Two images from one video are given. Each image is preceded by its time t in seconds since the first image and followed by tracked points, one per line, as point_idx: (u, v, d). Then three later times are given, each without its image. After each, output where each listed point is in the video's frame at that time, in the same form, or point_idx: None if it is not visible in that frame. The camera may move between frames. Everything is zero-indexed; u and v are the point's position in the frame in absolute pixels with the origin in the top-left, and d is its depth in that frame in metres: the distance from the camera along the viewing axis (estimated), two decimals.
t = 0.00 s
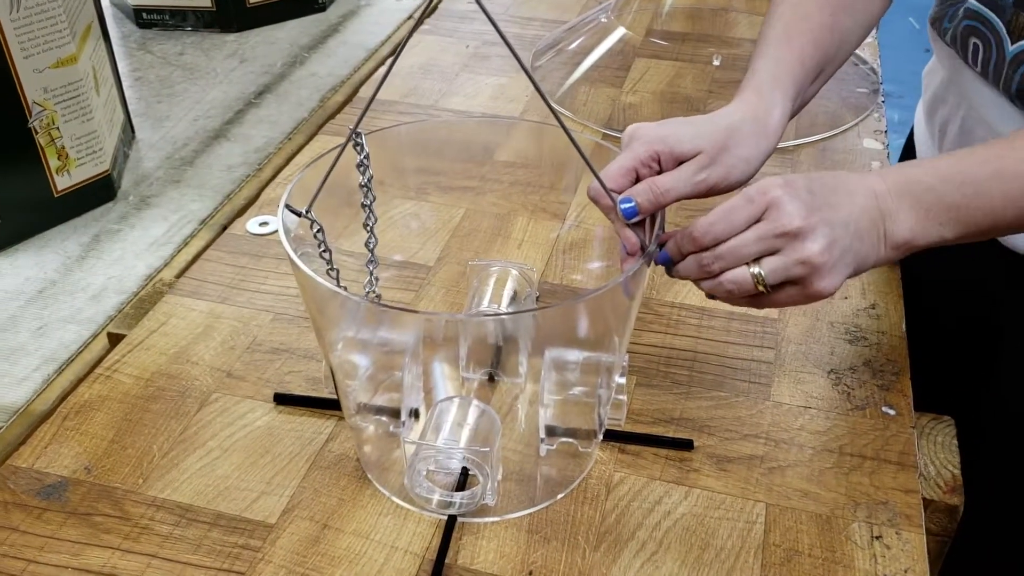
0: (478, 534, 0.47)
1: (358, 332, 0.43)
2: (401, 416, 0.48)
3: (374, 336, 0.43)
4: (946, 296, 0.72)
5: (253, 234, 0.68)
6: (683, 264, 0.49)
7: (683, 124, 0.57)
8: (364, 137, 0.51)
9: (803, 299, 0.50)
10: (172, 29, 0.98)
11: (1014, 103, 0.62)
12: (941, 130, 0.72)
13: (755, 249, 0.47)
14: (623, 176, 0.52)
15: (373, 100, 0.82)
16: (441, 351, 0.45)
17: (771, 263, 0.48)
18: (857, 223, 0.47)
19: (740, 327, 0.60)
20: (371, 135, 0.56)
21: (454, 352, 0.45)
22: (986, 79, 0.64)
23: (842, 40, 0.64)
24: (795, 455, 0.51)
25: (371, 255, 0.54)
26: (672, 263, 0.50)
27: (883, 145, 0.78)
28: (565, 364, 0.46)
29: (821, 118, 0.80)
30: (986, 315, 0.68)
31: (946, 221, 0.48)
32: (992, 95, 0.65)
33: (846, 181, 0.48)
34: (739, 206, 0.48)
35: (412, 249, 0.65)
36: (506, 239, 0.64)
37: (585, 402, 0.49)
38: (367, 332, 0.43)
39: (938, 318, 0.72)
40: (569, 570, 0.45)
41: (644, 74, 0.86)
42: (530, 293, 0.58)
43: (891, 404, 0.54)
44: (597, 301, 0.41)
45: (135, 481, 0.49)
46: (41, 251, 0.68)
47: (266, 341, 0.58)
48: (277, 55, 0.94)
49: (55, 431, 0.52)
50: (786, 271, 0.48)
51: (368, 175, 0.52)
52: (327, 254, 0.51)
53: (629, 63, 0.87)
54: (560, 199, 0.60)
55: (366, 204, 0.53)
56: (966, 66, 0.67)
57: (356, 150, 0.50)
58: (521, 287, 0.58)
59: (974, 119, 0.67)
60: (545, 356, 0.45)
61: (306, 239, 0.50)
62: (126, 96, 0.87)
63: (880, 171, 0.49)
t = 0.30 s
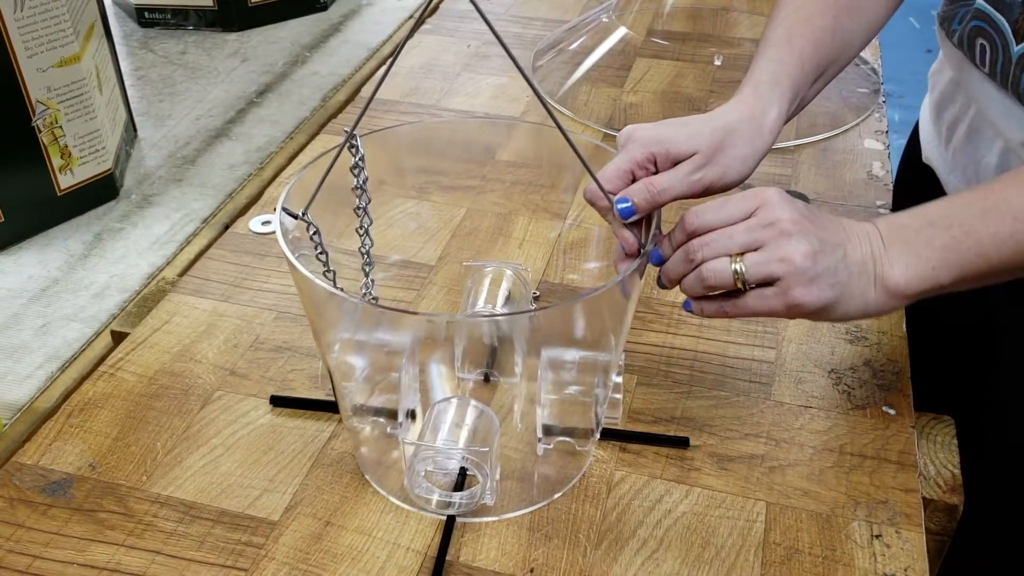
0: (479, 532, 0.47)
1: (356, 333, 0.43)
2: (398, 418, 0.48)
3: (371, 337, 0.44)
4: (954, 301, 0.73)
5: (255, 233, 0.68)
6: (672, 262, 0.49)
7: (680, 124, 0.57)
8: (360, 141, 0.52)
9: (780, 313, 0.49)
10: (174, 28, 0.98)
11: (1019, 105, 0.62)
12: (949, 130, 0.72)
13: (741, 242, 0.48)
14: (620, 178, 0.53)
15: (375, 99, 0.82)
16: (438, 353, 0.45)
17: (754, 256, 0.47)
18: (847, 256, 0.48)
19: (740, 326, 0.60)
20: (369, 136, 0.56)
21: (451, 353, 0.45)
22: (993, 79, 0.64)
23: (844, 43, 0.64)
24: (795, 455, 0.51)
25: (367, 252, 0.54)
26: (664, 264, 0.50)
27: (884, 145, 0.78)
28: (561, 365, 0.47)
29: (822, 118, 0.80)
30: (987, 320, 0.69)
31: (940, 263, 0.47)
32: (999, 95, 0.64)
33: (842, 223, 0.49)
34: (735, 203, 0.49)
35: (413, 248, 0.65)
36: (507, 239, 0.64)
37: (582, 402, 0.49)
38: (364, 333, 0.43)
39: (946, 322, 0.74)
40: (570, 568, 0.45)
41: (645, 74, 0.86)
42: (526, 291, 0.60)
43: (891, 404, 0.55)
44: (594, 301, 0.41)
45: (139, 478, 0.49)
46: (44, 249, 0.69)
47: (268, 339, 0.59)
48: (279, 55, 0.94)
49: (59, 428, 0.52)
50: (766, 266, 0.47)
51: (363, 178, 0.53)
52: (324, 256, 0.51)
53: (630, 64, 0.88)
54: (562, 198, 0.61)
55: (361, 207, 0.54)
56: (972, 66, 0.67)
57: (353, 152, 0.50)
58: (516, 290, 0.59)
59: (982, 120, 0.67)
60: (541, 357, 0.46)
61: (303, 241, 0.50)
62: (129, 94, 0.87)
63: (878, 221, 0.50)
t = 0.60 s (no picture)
0: (479, 534, 0.46)
1: (353, 333, 0.43)
2: (397, 418, 0.48)
3: (369, 337, 0.43)
4: (958, 295, 0.72)
5: (253, 232, 0.68)
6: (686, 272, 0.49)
7: (685, 121, 0.57)
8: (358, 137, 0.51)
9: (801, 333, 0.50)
10: (172, 26, 0.97)
11: None
12: (960, 130, 0.71)
13: (758, 286, 0.47)
14: (623, 175, 0.53)
15: (374, 97, 0.82)
16: (437, 352, 0.45)
17: (773, 301, 0.48)
18: (869, 258, 0.46)
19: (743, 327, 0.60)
20: (366, 133, 0.55)
21: (450, 353, 0.45)
22: (1007, 82, 0.63)
23: (853, 45, 0.62)
24: (799, 455, 0.51)
25: (366, 254, 0.54)
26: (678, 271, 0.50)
27: (886, 144, 0.77)
28: (562, 365, 0.46)
29: (824, 117, 0.80)
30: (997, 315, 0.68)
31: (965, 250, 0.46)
32: (1010, 98, 0.63)
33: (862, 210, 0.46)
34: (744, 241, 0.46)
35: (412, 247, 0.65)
36: (508, 238, 0.64)
37: (583, 403, 0.49)
38: (362, 333, 0.43)
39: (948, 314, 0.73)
40: (572, 570, 0.44)
41: (646, 72, 0.85)
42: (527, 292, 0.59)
43: (895, 404, 0.54)
44: (594, 300, 0.41)
45: (135, 480, 0.48)
46: (40, 249, 0.68)
47: (267, 339, 0.58)
48: (278, 53, 0.94)
49: (54, 429, 0.51)
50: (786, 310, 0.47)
51: (361, 175, 0.52)
52: (321, 255, 0.50)
53: (631, 62, 0.87)
54: (563, 197, 0.60)
55: (359, 204, 0.53)
56: (985, 69, 0.65)
57: (350, 149, 0.49)
58: (517, 289, 0.58)
59: (993, 121, 0.67)
60: (542, 356, 0.45)
61: (300, 240, 0.49)
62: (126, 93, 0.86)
63: (896, 197, 0.46)
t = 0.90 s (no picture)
0: (476, 529, 0.46)
1: (350, 330, 0.43)
2: (394, 416, 0.48)
3: (366, 334, 0.43)
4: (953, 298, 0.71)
5: (250, 227, 0.67)
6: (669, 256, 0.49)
7: (683, 117, 0.56)
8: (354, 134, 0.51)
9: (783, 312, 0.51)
10: (170, 19, 0.97)
11: None
12: (960, 126, 0.71)
13: (740, 261, 0.48)
14: (622, 168, 0.52)
15: (373, 90, 0.81)
16: (434, 349, 0.44)
17: (755, 276, 0.48)
18: (853, 236, 0.46)
19: (741, 322, 0.60)
20: (364, 128, 0.55)
21: (447, 349, 0.45)
22: (1004, 81, 0.63)
23: (857, 43, 0.62)
24: (796, 452, 0.51)
25: (362, 251, 0.54)
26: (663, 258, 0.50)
27: (886, 139, 0.77)
28: (560, 361, 0.46)
29: (824, 112, 0.80)
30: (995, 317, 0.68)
31: (952, 230, 0.46)
32: (1007, 96, 0.63)
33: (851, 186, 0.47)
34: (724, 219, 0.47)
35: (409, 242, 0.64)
36: (505, 233, 0.64)
37: (580, 398, 0.49)
38: (359, 330, 0.42)
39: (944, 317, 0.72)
40: (568, 566, 0.44)
41: (646, 66, 0.85)
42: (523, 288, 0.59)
43: (893, 400, 0.54)
44: (593, 298, 0.41)
45: (132, 475, 0.48)
46: (37, 242, 0.68)
47: (264, 334, 0.58)
48: (276, 46, 0.93)
49: (51, 423, 0.51)
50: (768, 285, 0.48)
51: (357, 171, 0.52)
52: (317, 252, 0.50)
53: (630, 55, 0.87)
54: (561, 192, 0.60)
55: (354, 200, 0.53)
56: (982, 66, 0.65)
57: (345, 145, 0.49)
58: (514, 288, 0.58)
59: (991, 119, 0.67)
60: (539, 353, 0.45)
61: (296, 236, 0.49)
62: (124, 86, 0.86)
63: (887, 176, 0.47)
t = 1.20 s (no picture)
0: (474, 515, 0.46)
1: (349, 316, 0.43)
2: (392, 402, 0.48)
3: (365, 321, 0.43)
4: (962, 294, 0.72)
5: (250, 213, 0.67)
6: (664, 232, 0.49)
7: (682, 102, 0.56)
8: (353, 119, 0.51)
9: (774, 276, 0.46)
10: (169, 6, 0.96)
11: None
12: (967, 123, 0.70)
13: (725, 205, 0.46)
14: (622, 156, 0.52)
15: (373, 78, 0.81)
16: (432, 336, 0.44)
17: (741, 219, 0.46)
18: (845, 218, 0.46)
19: (740, 312, 0.59)
20: (363, 114, 0.54)
21: (445, 336, 0.45)
22: (1016, 70, 0.63)
23: (862, 28, 0.61)
24: (795, 441, 0.51)
25: (361, 238, 0.54)
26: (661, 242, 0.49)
27: (886, 130, 0.77)
28: (559, 349, 0.46)
29: (825, 103, 0.80)
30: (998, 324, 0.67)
31: (949, 232, 0.45)
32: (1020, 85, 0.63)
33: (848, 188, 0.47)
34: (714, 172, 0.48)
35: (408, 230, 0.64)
36: (505, 221, 0.64)
37: (579, 386, 0.49)
38: (358, 317, 0.42)
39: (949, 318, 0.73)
40: (566, 553, 0.44)
41: (646, 56, 0.85)
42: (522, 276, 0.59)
43: (892, 391, 0.54)
44: (592, 286, 0.41)
45: (130, 459, 0.48)
46: (35, 227, 0.68)
47: (262, 320, 0.58)
48: (276, 34, 0.93)
49: (49, 407, 0.51)
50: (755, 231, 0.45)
51: (355, 156, 0.52)
52: (315, 237, 0.50)
53: (631, 45, 0.87)
54: (560, 180, 0.60)
55: (353, 185, 0.53)
56: (993, 56, 0.65)
57: (344, 130, 0.49)
58: (512, 275, 0.58)
59: (1002, 113, 0.66)
60: (537, 341, 0.45)
61: (294, 222, 0.49)
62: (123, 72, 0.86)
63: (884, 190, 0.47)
